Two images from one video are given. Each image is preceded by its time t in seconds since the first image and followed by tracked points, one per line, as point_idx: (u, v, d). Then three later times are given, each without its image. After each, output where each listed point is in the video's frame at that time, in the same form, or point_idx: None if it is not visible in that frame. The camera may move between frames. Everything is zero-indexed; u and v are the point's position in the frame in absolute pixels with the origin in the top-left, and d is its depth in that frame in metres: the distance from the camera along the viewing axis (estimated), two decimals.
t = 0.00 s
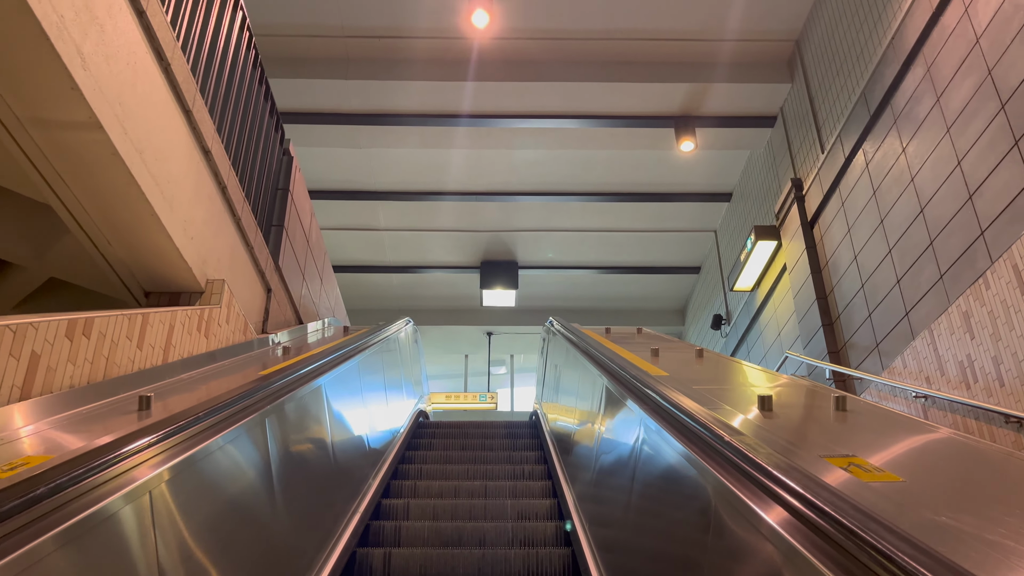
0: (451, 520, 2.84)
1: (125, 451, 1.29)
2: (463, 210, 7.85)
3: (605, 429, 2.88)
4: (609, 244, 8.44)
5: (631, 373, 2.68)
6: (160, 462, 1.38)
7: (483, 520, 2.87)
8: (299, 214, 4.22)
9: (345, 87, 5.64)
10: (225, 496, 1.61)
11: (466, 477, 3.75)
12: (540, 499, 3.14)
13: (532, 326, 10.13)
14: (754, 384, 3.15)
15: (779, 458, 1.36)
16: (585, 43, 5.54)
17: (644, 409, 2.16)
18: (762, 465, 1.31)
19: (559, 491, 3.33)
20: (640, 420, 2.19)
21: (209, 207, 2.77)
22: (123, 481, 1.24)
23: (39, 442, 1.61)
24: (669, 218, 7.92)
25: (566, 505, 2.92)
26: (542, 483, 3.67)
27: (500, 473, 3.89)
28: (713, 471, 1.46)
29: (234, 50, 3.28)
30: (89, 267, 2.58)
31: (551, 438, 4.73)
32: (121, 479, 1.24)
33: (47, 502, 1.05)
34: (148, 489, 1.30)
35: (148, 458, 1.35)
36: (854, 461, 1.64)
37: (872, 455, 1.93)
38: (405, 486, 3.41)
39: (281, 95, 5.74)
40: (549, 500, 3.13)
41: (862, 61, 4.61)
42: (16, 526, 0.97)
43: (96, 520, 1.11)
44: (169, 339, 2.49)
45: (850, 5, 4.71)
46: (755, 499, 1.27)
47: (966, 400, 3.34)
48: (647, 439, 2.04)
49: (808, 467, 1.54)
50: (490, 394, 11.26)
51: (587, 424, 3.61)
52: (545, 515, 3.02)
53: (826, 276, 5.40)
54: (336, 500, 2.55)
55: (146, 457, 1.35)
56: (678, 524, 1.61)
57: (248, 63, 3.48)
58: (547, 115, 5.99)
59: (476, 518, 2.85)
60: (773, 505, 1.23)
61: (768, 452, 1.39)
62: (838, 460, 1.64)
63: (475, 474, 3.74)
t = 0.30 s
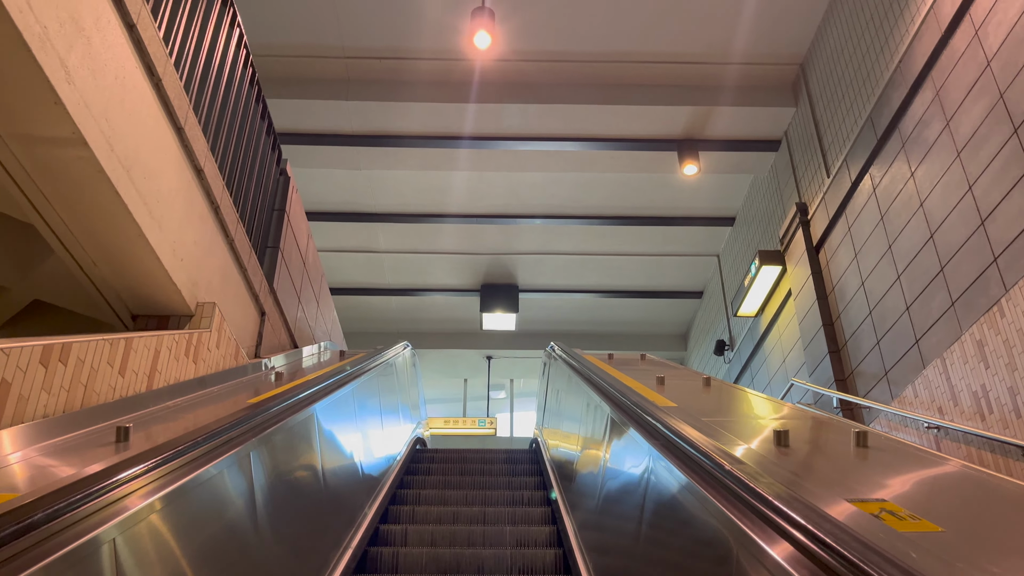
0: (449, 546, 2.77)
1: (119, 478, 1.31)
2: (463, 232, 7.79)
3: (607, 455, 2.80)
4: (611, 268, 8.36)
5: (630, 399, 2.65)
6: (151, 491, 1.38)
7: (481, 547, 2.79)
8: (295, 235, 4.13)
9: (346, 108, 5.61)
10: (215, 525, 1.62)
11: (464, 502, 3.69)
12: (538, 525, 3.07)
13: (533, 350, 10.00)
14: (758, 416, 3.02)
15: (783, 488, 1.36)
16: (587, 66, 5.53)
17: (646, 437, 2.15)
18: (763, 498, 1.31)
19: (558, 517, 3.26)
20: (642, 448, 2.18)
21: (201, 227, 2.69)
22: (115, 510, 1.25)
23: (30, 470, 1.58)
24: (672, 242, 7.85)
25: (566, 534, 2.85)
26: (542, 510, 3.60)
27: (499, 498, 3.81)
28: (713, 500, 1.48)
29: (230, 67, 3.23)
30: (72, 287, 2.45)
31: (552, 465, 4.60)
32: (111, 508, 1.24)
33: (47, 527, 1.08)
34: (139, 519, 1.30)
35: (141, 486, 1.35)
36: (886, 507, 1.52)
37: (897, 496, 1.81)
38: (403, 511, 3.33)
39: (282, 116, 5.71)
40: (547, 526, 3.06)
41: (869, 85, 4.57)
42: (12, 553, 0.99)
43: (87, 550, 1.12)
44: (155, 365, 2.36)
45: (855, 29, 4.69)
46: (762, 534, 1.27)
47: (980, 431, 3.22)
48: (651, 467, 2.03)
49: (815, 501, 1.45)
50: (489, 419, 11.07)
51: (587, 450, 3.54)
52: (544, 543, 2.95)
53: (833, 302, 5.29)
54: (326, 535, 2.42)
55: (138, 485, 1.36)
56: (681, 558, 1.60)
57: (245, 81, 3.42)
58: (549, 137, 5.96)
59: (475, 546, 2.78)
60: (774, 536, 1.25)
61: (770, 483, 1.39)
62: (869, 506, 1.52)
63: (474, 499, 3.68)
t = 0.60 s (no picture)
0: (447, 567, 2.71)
1: (109, 502, 1.33)
2: (465, 251, 7.71)
3: (613, 478, 2.72)
4: (614, 287, 8.27)
5: (629, 420, 2.69)
6: (145, 513, 1.41)
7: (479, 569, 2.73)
8: (292, 252, 4.05)
9: (348, 124, 5.57)
10: (207, 549, 1.62)
11: (463, 523, 3.64)
12: (538, 547, 3.02)
13: (534, 371, 9.87)
14: (761, 442, 2.90)
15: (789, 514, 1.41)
16: (591, 83, 5.50)
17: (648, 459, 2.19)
18: (769, 525, 1.35)
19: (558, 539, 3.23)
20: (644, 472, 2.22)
21: (192, 242, 2.59)
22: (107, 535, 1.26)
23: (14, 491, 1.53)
24: (675, 262, 7.77)
25: (566, 557, 2.79)
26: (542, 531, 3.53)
27: (499, 520, 3.73)
28: (718, 526, 1.52)
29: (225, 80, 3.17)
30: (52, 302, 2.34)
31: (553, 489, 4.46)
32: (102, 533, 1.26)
33: (46, 544, 1.14)
34: (129, 544, 1.31)
35: (132, 510, 1.37)
36: (926, 552, 1.37)
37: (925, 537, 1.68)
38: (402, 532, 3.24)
39: (283, 132, 5.67)
40: (547, 548, 3.02)
41: (876, 104, 4.52)
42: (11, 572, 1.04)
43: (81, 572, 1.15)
44: (139, 387, 2.25)
45: (863, 48, 4.65)
46: (767, 562, 1.32)
47: (998, 458, 3.10)
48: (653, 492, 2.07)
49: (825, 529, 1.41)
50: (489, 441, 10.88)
51: (589, 474, 3.44)
52: (544, 564, 2.89)
53: (841, 324, 5.18)
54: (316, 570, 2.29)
55: (130, 509, 1.37)
56: None
57: (241, 94, 3.36)
58: (552, 155, 5.91)
59: (473, 568, 2.72)
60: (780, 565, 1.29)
61: (776, 508, 1.44)
62: (905, 550, 1.38)
63: (472, 519, 3.63)
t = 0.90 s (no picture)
0: None
1: (105, 523, 1.34)
2: (467, 267, 7.64)
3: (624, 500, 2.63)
4: (618, 304, 8.18)
5: (634, 441, 2.82)
6: (141, 534, 1.42)
7: None
8: (290, 266, 3.97)
9: (349, 138, 5.53)
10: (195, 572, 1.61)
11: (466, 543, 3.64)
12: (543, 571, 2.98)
13: (536, 388, 9.74)
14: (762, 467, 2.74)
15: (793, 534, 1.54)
16: (595, 98, 5.46)
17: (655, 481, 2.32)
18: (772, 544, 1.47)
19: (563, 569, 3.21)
20: (650, 493, 2.36)
21: (184, 256, 2.52)
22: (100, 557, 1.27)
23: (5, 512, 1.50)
24: (680, 278, 7.67)
25: None
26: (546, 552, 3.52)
27: (501, 539, 3.74)
28: (720, 545, 1.65)
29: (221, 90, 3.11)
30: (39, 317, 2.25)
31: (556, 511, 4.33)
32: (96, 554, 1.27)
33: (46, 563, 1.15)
34: (125, 566, 1.32)
35: (127, 531, 1.38)
36: None
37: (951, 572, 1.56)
38: (404, 548, 3.41)
39: (284, 145, 5.63)
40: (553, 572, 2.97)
41: (885, 119, 4.46)
42: None
43: None
44: (124, 406, 2.15)
45: (871, 63, 4.61)
46: None
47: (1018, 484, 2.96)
48: (659, 514, 2.20)
49: (836, 555, 1.58)
50: (490, 459, 10.71)
51: (595, 494, 3.32)
52: None
53: (850, 343, 5.07)
54: None
55: (125, 529, 1.38)
56: None
57: (239, 105, 3.31)
58: (555, 170, 5.86)
59: None
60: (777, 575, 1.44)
61: (780, 528, 1.56)
62: None
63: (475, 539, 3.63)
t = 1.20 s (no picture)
0: None
1: (96, 539, 1.32)
2: (468, 279, 7.55)
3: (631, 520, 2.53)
4: (621, 317, 8.08)
5: (633, 453, 2.84)
6: (133, 551, 1.40)
7: None
8: (287, 277, 3.88)
9: (350, 147, 5.48)
10: None
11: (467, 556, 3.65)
12: None
13: (538, 402, 9.60)
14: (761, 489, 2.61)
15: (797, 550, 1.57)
16: (598, 107, 5.42)
17: (655, 495, 2.32)
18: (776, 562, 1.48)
19: None
20: (653, 509, 2.36)
21: (175, 265, 2.43)
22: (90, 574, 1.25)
23: None
24: (684, 291, 7.57)
25: None
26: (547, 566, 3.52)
27: (501, 553, 3.75)
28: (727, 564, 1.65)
29: (215, 95, 3.04)
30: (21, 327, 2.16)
31: (558, 530, 4.21)
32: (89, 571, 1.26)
33: None
34: None
35: (119, 548, 1.36)
36: None
37: None
38: (405, 561, 3.41)
39: (285, 154, 5.58)
40: None
41: (895, 130, 4.39)
42: None
43: None
44: (106, 422, 2.05)
45: (880, 73, 4.55)
46: None
47: None
48: (660, 530, 2.21)
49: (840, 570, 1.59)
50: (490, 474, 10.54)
51: (600, 512, 3.21)
52: None
53: (859, 357, 4.95)
54: None
55: (117, 548, 1.37)
56: None
57: (235, 111, 3.24)
58: (558, 180, 5.81)
59: None
60: None
61: (783, 543, 1.58)
62: None
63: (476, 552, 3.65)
